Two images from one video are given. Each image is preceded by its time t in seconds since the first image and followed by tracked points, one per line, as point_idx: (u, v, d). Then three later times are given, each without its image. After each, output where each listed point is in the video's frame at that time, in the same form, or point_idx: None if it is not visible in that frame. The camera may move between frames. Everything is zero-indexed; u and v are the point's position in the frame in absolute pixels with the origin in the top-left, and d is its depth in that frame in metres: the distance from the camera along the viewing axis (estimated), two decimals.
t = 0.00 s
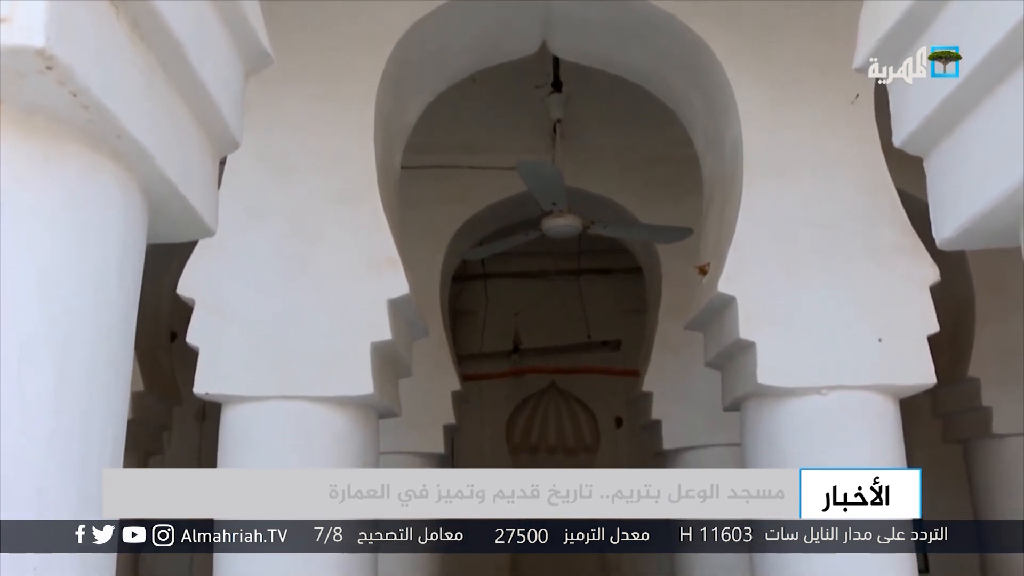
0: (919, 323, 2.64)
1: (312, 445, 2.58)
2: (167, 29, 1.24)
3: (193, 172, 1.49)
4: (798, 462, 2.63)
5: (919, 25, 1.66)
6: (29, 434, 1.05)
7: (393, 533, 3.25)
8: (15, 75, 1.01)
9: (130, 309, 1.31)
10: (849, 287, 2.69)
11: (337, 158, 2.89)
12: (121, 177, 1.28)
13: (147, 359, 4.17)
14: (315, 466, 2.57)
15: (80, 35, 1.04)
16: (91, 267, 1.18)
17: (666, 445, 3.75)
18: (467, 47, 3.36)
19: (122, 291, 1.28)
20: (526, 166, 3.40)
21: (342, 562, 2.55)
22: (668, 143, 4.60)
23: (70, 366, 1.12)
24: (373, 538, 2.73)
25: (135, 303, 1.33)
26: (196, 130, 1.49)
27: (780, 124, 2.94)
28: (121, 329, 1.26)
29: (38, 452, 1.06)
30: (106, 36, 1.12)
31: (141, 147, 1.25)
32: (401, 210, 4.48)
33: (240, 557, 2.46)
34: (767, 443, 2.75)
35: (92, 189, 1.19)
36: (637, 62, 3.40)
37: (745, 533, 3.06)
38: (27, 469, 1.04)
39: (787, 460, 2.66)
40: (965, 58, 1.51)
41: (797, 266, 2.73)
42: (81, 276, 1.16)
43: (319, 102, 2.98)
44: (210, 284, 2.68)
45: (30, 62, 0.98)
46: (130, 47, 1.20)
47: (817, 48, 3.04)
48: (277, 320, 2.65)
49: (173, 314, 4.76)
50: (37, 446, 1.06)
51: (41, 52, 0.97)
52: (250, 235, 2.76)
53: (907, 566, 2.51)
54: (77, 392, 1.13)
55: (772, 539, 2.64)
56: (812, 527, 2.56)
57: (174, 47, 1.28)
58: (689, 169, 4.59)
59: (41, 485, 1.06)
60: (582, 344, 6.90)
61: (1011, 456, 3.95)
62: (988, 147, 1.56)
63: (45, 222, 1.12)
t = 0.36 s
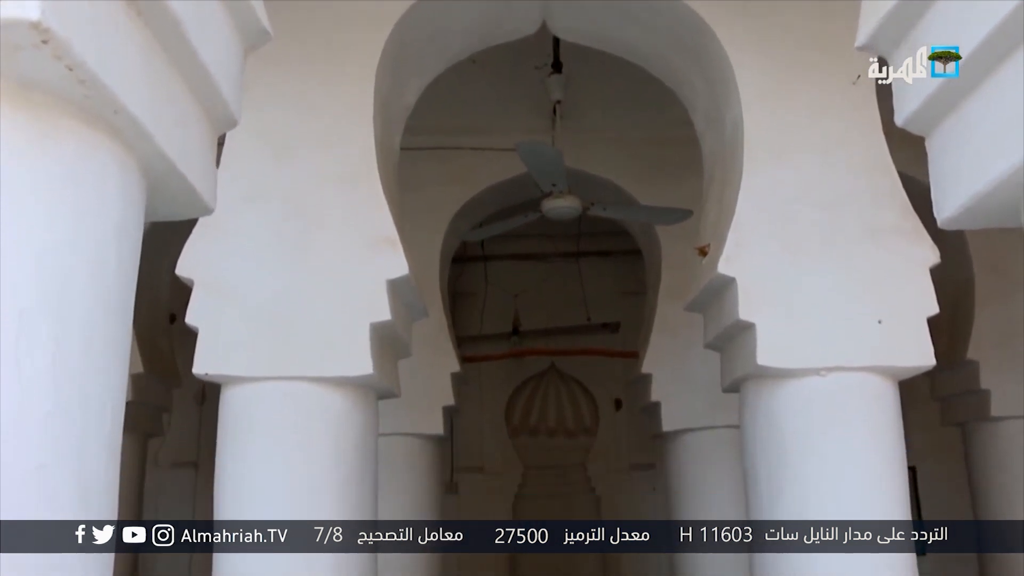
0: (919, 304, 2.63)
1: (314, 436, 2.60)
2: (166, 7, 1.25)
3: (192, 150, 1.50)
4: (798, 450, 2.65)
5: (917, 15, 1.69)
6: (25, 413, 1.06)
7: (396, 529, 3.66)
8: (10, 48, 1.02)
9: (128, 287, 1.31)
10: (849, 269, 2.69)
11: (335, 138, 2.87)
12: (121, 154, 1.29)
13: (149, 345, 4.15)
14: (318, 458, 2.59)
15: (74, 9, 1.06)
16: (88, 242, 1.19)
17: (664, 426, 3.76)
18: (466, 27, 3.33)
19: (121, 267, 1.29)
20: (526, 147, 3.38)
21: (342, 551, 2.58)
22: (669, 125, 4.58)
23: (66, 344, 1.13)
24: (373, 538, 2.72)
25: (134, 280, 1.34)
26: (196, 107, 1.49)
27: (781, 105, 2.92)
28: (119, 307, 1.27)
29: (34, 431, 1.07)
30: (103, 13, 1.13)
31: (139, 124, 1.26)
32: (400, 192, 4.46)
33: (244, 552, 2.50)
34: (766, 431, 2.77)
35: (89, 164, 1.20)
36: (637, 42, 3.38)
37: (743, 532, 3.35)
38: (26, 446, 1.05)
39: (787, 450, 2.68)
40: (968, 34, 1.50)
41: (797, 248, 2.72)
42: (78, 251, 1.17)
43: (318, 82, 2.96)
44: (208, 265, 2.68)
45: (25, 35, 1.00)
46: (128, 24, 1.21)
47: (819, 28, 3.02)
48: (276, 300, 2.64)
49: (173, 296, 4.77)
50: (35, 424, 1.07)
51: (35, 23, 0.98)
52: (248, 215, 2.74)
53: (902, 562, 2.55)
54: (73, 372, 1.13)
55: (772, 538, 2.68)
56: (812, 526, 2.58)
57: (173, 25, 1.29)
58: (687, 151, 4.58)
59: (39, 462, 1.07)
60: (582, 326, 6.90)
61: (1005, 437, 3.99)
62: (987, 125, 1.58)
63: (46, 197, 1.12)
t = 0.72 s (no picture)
0: (918, 283, 2.63)
1: (313, 427, 2.60)
2: None
3: (188, 128, 1.54)
4: (796, 436, 2.66)
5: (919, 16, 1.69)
6: (22, 394, 1.11)
7: (396, 529, 3.72)
8: (4, 24, 1.08)
9: (125, 265, 1.37)
10: (848, 249, 2.69)
11: (331, 119, 2.85)
12: (114, 130, 1.34)
13: (149, 333, 4.14)
14: (318, 448, 2.60)
15: None
16: (84, 216, 1.25)
17: (663, 407, 3.77)
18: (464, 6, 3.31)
19: (117, 241, 1.35)
20: (524, 127, 3.36)
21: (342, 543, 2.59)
22: (668, 105, 4.56)
23: (62, 321, 1.18)
24: (373, 538, 2.75)
25: (131, 261, 1.39)
26: (191, 86, 1.55)
27: (780, 85, 2.90)
28: (115, 286, 1.32)
29: (32, 407, 1.12)
30: None
31: (132, 100, 1.31)
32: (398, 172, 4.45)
33: (246, 549, 2.51)
34: (763, 416, 2.78)
35: (83, 140, 1.26)
36: (635, 21, 3.35)
37: (745, 531, 3.46)
38: (23, 421, 1.11)
39: (785, 438, 2.69)
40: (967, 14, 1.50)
41: (796, 227, 2.72)
42: (73, 227, 1.22)
43: (314, 62, 2.94)
44: (206, 247, 2.67)
45: (19, 10, 1.06)
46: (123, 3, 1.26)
47: (818, 6, 3.00)
48: (274, 281, 2.64)
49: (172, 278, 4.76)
50: (33, 398, 1.12)
51: None
52: (245, 196, 2.73)
53: (904, 555, 2.55)
54: (69, 349, 1.19)
55: (772, 538, 2.70)
56: (812, 526, 2.59)
57: (167, 3, 1.34)
58: (686, 132, 4.56)
59: (37, 440, 1.12)
60: (581, 308, 6.90)
61: (1004, 421, 4.01)
62: (986, 100, 1.57)
63: (38, 174, 1.19)
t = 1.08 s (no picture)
0: (917, 264, 2.64)
1: (315, 416, 2.61)
2: None
3: (187, 111, 1.74)
4: (797, 420, 2.67)
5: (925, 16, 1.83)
6: (19, 404, 1.27)
7: (396, 529, 3.73)
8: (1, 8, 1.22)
9: (121, 254, 1.54)
10: (848, 231, 2.68)
11: (328, 103, 2.84)
12: (114, 111, 1.51)
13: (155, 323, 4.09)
14: (320, 439, 2.60)
15: None
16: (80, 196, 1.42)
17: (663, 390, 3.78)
18: None
19: (116, 219, 1.52)
20: (523, 110, 3.33)
21: (343, 532, 2.60)
22: (667, 87, 4.51)
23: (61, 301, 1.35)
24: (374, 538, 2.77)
25: (127, 238, 1.57)
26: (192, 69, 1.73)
27: (779, 65, 2.89)
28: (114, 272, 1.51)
29: (30, 389, 1.29)
30: None
31: (130, 83, 1.48)
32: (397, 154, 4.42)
33: (248, 543, 2.53)
34: (762, 401, 2.79)
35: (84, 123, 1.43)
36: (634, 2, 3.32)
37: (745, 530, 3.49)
38: (22, 403, 1.27)
39: (786, 423, 2.69)
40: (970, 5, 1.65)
41: (796, 210, 2.72)
42: (71, 208, 1.39)
43: (310, 45, 2.91)
44: (204, 233, 2.66)
45: None
46: None
47: None
48: (274, 267, 2.63)
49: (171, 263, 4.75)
50: (36, 405, 1.29)
51: None
52: (242, 181, 2.72)
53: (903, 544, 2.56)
54: (66, 335, 1.35)
55: (772, 538, 2.73)
56: (812, 527, 2.61)
57: None
58: (686, 114, 4.52)
59: (37, 420, 1.29)
60: (581, 291, 6.90)
61: (1002, 402, 4.02)
62: (987, 86, 1.71)
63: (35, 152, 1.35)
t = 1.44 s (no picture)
0: (917, 248, 2.63)
1: (313, 400, 2.61)
2: None
3: (183, 86, 1.88)
4: (796, 404, 2.66)
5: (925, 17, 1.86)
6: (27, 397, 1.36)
7: (394, 512, 3.74)
8: None
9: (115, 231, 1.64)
10: (848, 214, 2.67)
11: (327, 83, 2.82)
12: (113, 90, 1.62)
13: (155, 308, 4.07)
14: (318, 424, 2.60)
15: None
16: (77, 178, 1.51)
17: (662, 372, 3.79)
18: None
19: (111, 196, 1.64)
20: (522, 91, 3.33)
21: (342, 519, 2.61)
22: (668, 69, 4.51)
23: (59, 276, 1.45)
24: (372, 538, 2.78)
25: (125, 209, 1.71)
26: (181, 41, 1.85)
27: (780, 47, 2.87)
28: (109, 249, 1.61)
29: (28, 366, 1.38)
30: None
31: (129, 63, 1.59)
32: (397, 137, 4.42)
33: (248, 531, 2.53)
34: (761, 386, 2.78)
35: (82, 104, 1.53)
36: None
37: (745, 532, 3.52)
38: (23, 378, 1.36)
39: (785, 409, 2.69)
40: None
41: (795, 193, 2.71)
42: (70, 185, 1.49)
43: (310, 24, 2.90)
44: (202, 213, 2.65)
45: None
46: None
47: None
48: (273, 245, 2.62)
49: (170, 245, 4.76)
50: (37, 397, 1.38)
51: None
52: (241, 161, 2.71)
53: (901, 532, 2.57)
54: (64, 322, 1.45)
55: (772, 538, 2.72)
56: (811, 519, 2.61)
57: None
58: (686, 97, 4.53)
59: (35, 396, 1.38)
60: (581, 274, 6.89)
61: (1000, 389, 4.02)
62: (985, 68, 1.72)
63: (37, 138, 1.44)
